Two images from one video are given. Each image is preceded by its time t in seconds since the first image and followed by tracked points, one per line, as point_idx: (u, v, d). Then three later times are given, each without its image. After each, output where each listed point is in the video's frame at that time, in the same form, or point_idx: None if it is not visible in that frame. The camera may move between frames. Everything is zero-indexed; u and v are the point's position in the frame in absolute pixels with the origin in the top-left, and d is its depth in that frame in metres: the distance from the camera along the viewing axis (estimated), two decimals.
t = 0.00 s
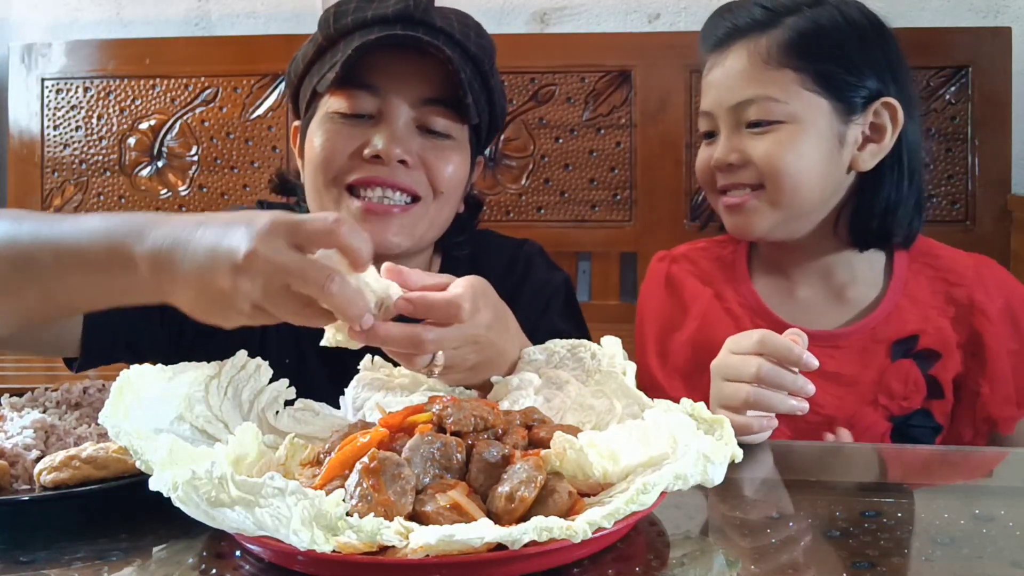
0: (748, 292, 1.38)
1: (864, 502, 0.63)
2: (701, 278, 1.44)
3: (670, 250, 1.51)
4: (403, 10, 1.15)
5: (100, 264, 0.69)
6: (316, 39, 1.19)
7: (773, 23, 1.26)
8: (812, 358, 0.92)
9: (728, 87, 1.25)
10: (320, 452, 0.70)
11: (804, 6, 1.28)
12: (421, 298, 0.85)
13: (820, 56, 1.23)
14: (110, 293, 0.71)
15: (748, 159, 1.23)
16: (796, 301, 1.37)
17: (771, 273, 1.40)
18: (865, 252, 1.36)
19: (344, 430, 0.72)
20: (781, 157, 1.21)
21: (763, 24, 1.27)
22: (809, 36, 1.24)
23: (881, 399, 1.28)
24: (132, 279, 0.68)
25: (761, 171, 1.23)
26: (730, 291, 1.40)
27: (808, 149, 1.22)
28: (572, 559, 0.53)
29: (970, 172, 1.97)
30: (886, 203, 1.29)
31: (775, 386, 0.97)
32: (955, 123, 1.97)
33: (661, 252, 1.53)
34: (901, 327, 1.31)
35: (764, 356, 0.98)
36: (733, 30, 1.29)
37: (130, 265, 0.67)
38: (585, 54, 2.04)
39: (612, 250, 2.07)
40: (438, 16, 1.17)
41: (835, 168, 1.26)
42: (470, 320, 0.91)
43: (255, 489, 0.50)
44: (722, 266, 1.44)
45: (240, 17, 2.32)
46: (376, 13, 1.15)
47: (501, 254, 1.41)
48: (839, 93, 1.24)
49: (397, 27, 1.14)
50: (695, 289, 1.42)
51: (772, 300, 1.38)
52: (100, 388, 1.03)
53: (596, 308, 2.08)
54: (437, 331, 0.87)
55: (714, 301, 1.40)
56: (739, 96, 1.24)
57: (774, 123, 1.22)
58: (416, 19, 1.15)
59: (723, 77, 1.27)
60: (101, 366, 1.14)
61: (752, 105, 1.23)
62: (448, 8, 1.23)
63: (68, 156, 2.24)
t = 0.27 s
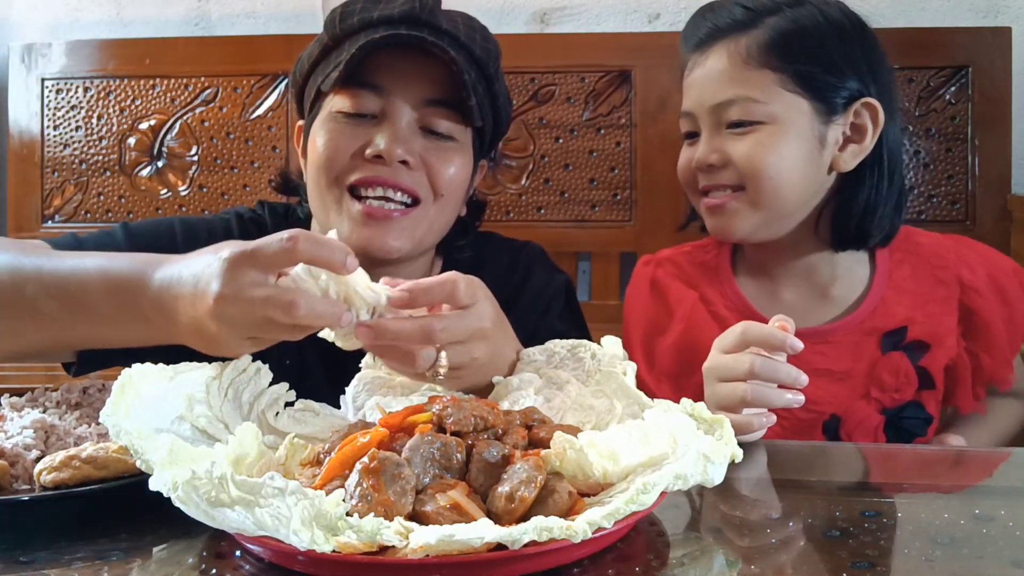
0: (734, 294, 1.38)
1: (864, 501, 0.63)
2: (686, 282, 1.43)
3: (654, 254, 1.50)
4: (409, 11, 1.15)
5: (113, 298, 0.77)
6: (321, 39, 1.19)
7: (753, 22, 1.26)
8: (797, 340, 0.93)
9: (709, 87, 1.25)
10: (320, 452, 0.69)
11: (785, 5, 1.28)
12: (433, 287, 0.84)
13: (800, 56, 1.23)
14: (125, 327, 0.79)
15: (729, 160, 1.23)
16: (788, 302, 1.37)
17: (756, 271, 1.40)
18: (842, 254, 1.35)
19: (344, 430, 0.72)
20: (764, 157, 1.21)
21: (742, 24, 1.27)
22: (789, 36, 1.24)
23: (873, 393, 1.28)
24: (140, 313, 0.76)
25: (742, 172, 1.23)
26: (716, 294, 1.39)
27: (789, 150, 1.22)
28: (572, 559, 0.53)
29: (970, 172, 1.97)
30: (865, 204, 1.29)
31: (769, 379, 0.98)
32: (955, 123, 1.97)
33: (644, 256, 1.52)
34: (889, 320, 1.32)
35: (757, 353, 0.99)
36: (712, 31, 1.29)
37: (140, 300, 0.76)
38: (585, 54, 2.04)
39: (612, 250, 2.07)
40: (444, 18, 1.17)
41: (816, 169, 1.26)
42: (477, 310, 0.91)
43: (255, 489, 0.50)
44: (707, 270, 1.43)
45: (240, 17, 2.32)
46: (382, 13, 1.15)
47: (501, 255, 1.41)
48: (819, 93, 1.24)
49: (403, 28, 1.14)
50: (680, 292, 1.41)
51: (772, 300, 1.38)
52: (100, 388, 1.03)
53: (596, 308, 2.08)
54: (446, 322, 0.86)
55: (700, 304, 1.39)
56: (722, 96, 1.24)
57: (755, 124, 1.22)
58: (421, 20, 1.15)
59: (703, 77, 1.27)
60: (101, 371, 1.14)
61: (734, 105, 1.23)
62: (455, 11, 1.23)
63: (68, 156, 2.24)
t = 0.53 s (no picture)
0: (732, 293, 1.38)
1: (864, 501, 0.63)
2: (683, 284, 1.43)
3: (649, 257, 1.50)
4: (407, 11, 1.15)
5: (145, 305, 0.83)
6: (319, 38, 1.19)
7: (745, 25, 1.27)
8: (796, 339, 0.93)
9: (702, 92, 1.26)
10: (320, 452, 0.69)
11: (776, 9, 1.29)
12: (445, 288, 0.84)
13: (793, 59, 1.24)
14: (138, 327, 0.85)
15: (725, 165, 1.23)
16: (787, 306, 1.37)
17: (752, 274, 1.40)
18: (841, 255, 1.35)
19: (344, 430, 0.72)
20: (759, 161, 1.21)
21: (733, 28, 1.27)
22: (780, 39, 1.25)
23: (871, 389, 1.29)
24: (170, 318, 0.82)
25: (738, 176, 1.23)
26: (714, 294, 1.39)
27: (784, 154, 1.22)
28: (572, 558, 0.53)
29: (970, 172, 1.97)
30: (862, 206, 1.29)
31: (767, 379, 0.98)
32: (955, 123, 1.97)
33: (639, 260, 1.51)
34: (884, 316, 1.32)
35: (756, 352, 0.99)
36: (704, 35, 1.30)
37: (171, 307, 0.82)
38: (585, 54, 2.04)
39: (612, 250, 2.07)
40: (442, 18, 1.17)
41: (812, 171, 1.26)
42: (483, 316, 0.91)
43: (255, 489, 0.50)
44: (703, 272, 1.43)
45: (240, 17, 2.32)
46: (379, 13, 1.15)
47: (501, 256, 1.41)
48: (814, 95, 1.24)
49: (402, 28, 1.14)
50: (677, 294, 1.41)
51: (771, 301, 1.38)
52: (100, 388, 1.03)
53: (596, 308, 2.08)
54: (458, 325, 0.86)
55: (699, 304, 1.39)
56: (716, 100, 1.24)
57: (750, 129, 1.22)
58: (420, 21, 1.15)
59: (696, 81, 1.27)
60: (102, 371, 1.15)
61: (729, 110, 1.23)
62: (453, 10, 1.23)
63: (68, 156, 2.24)
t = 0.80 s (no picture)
0: (718, 298, 1.39)
1: (864, 501, 0.63)
2: (672, 287, 1.44)
3: (637, 261, 1.51)
4: (407, 13, 1.15)
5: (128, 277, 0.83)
6: (319, 38, 1.19)
7: (725, 29, 1.27)
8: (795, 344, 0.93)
9: (682, 95, 1.25)
10: (320, 452, 0.69)
11: (756, 11, 1.30)
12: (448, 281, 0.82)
13: (773, 62, 1.23)
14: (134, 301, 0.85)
15: (706, 169, 1.23)
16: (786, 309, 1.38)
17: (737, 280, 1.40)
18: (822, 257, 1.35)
19: (344, 430, 0.72)
20: (739, 166, 1.21)
21: (712, 32, 1.28)
22: (758, 42, 1.25)
23: (853, 386, 1.29)
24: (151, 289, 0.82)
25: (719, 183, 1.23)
26: (701, 298, 1.40)
27: (764, 158, 1.22)
28: (572, 558, 0.53)
29: (970, 172, 1.97)
30: (844, 208, 1.29)
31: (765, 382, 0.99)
32: (955, 123, 1.97)
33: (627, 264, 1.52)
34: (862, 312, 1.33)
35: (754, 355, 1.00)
36: (684, 40, 1.30)
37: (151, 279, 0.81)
38: (585, 54, 2.04)
39: (612, 250, 2.07)
40: (441, 19, 1.17)
41: (791, 175, 1.26)
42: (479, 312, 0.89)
43: (255, 489, 0.49)
44: (691, 276, 1.44)
45: (241, 17, 2.32)
46: (379, 14, 1.15)
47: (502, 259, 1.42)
48: (794, 99, 1.24)
49: (401, 30, 1.14)
50: (667, 296, 1.41)
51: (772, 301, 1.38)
52: (100, 388, 1.03)
53: (596, 308, 2.08)
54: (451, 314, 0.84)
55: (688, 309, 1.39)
56: (697, 104, 1.23)
57: (730, 132, 1.22)
58: (419, 22, 1.15)
59: (675, 85, 1.27)
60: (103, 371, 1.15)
61: (709, 113, 1.22)
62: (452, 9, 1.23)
63: (68, 156, 2.24)
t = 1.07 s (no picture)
0: (705, 306, 1.40)
1: (865, 502, 0.63)
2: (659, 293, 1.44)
3: (622, 268, 1.51)
4: (414, 12, 1.15)
5: (120, 288, 0.82)
6: (326, 38, 1.19)
7: (697, 36, 1.28)
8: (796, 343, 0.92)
9: (656, 104, 1.26)
10: (320, 452, 0.69)
11: (728, 18, 1.30)
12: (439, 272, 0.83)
13: (745, 69, 1.24)
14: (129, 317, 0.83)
15: (682, 177, 1.23)
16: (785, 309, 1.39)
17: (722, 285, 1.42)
18: (798, 263, 1.36)
19: (344, 430, 0.72)
20: (715, 173, 1.22)
21: (684, 40, 1.28)
22: (730, 50, 1.25)
23: (835, 385, 1.29)
24: (144, 301, 0.81)
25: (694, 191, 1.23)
26: (689, 305, 1.40)
27: (740, 165, 1.23)
28: (573, 558, 0.53)
29: (970, 172, 1.97)
30: (819, 214, 1.29)
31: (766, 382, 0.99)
32: (955, 124, 1.97)
33: (613, 271, 1.53)
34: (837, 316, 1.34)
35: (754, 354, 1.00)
36: (656, 47, 1.31)
37: (144, 290, 0.80)
38: (585, 54, 2.04)
39: (612, 250, 2.07)
40: (447, 19, 1.17)
41: (768, 181, 1.26)
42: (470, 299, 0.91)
43: (255, 489, 0.49)
44: (676, 281, 1.44)
45: (241, 17, 2.32)
46: (386, 14, 1.15)
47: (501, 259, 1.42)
48: (768, 105, 1.24)
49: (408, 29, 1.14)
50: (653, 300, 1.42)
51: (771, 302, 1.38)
52: (101, 388, 1.03)
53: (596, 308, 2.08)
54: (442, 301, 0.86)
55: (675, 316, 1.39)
56: (671, 111, 1.24)
57: (706, 139, 1.23)
58: (426, 22, 1.15)
59: (648, 94, 1.28)
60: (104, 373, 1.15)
61: (683, 122, 1.23)
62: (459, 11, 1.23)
63: (68, 156, 2.24)
